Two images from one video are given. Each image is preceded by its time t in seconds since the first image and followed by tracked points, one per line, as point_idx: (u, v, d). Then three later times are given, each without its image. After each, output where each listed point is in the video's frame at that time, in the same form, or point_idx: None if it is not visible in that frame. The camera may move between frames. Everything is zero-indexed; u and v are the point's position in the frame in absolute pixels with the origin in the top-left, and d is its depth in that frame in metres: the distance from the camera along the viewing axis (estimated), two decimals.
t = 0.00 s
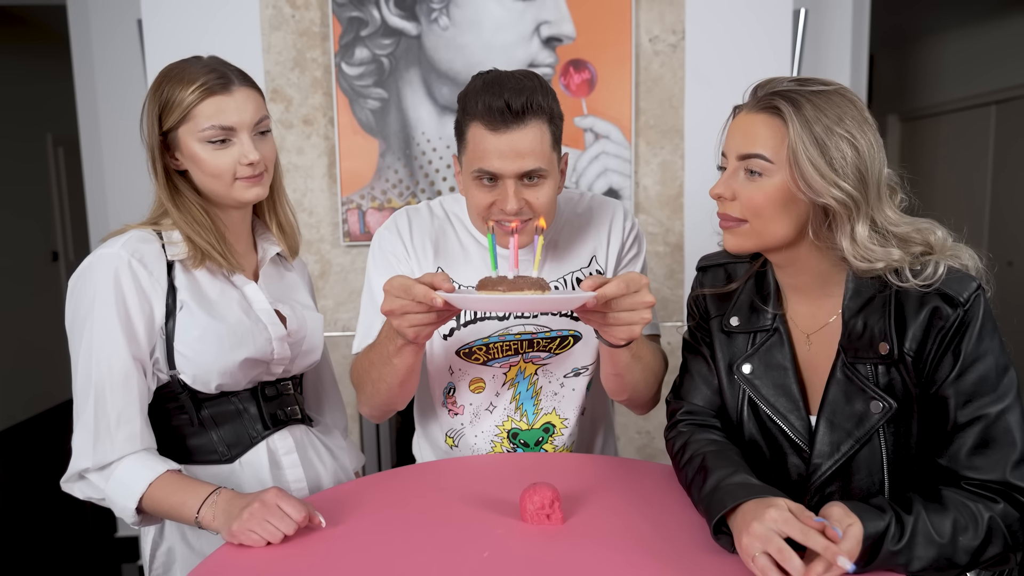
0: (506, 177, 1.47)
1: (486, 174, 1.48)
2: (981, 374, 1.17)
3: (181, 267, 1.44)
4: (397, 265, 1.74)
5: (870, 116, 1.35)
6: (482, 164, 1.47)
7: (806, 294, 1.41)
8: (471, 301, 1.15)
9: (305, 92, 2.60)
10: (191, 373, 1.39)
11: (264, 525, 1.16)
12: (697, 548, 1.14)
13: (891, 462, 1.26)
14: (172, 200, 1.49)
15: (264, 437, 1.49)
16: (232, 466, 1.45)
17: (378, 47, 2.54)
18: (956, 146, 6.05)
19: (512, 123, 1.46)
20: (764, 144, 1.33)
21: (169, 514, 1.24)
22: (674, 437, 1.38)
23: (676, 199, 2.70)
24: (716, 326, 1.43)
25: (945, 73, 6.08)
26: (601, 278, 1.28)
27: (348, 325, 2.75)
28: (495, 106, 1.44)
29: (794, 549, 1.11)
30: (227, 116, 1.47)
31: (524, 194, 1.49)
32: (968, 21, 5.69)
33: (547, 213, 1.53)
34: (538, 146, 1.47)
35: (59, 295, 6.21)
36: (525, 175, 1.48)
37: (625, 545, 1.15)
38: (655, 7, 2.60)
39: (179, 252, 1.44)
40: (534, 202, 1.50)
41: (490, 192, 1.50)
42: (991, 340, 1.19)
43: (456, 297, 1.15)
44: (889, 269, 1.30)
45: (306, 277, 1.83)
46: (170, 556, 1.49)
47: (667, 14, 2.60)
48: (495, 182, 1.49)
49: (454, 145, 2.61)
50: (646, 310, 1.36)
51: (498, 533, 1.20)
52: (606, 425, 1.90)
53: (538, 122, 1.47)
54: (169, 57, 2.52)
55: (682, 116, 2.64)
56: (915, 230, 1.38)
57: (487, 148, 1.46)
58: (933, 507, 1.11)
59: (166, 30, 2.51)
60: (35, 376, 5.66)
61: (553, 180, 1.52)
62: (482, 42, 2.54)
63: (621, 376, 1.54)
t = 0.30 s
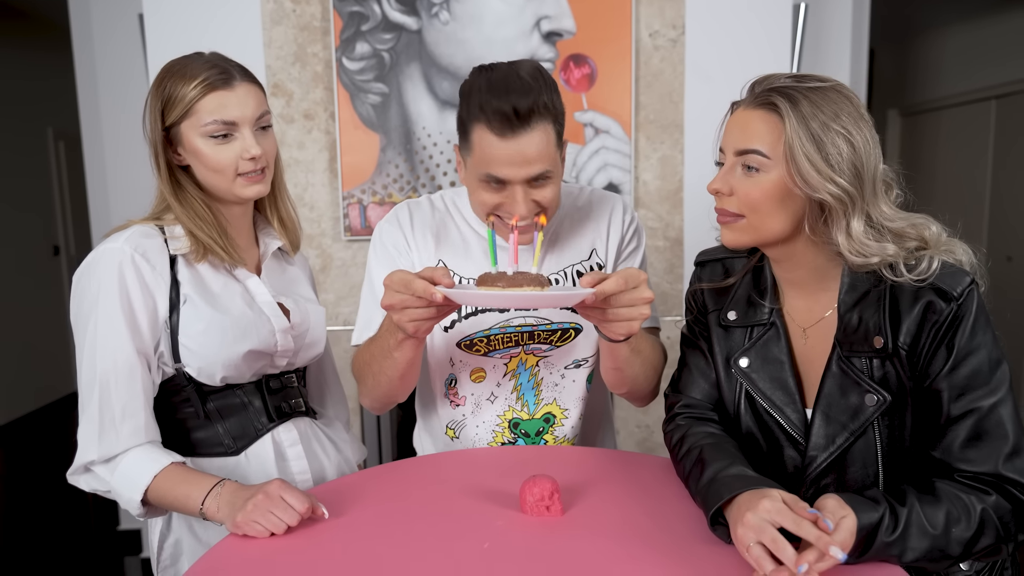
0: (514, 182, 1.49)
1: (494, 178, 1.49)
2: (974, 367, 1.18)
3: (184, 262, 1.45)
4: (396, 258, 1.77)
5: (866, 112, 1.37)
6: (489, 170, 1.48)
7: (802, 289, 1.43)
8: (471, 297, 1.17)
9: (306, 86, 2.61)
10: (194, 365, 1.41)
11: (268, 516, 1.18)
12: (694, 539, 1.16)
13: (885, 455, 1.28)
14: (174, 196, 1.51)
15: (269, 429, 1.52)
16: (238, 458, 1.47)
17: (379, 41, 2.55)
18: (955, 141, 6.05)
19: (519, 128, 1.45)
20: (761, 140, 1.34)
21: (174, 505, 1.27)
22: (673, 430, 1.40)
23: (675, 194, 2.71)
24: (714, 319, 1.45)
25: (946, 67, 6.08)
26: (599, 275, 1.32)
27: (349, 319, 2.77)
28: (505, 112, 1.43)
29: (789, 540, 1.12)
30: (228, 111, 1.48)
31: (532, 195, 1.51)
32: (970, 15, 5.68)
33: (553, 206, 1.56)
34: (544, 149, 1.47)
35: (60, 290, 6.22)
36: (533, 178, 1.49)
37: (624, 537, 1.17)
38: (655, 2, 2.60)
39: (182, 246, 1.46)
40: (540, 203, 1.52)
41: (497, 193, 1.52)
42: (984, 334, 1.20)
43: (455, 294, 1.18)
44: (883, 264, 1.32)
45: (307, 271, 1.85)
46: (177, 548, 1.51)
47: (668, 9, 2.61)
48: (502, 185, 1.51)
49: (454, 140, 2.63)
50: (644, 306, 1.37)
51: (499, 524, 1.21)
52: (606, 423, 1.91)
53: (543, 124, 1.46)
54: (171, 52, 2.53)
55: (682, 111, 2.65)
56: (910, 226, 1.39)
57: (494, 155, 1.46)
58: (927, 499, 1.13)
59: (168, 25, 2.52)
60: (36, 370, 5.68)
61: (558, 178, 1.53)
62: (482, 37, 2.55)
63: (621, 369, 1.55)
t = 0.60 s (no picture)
0: (553, 186, 1.55)
1: (534, 188, 1.54)
2: (965, 377, 1.20)
3: (185, 272, 1.47)
4: (393, 267, 1.79)
5: (857, 125, 1.39)
6: (533, 180, 1.51)
7: (796, 299, 1.44)
8: (463, 305, 1.19)
9: (305, 96, 2.63)
10: (195, 375, 1.42)
11: (265, 526, 1.19)
12: (690, 548, 1.17)
13: (878, 464, 1.29)
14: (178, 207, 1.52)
15: (269, 438, 1.52)
16: (239, 467, 1.48)
17: (377, 51, 2.57)
18: (951, 149, 6.08)
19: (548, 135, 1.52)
20: (754, 152, 1.36)
21: (172, 515, 1.27)
22: (668, 439, 1.41)
23: (672, 203, 2.73)
24: (709, 329, 1.46)
25: (942, 75, 6.11)
26: (592, 281, 1.33)
27: (347, 327, 2.78)
28: (541, 120, 1.49)
29: (783, 549, 1.13)
30: (230, 122, 1.50)
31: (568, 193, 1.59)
32: (965, 23, 5.71)
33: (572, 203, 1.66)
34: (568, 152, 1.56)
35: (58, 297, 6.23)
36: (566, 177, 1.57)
37: (619, 546, 1.18)
38: (651, 12, 2.63)
39: (182, 257, 1.47)
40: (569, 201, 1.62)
41: (534, 200, 1.57)
42: (975, 344, 1.22)
43: (448, 301, 1.19)
44: (875, 274, 1.34)
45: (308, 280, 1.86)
46: (177, 558, 1.51)
47: (663, 19, 2.63)
48: (539, 193, 1.56)
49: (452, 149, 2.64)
50: (638, 311, 1.40)
51: (495, 534, 1.22)
52: (603, 429, 1.92)
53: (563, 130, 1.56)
54: (170, 62, 2.54)
55: (678, 120, 2.67)
56: (901, 237, 1.41)
57: (538, 163, 1.51)
58: (920, 507, 1.14)
59: (168, 35, 2.54)
60: (33, 378, 5.67)
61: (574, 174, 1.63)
62: (480, 47, 2.57)
63: (616, 375, 1.57)
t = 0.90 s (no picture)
0: (500, 180, 1.53)
1: (480, 175, 1.54)
2: (955, 374, 1.22)
3: (183, 272, 1.48)
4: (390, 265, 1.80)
5: (849, 125, 1.40)
6: (476, 167, 1.52)
7: (788, 298, 1.46)
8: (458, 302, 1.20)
9: (302, 95, 2.63)
10: (193, 374, 1.43)
11: (262, 523, 1.20)
12: (683, 543, 1.19)
13: (869, 460, 1.31)
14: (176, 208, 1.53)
15: (267, 437, 1.53)
16: (237, 465, 1.49)
17: (374, 51, 2.58)
18: (946, 147, 6.10)
19: (507, 130, 1.50)
20: (748, 153, 1.38)
21: (171, 512, 1.28)
22: (662, 436, 1.43)
23: (667, 201, 2.74)
24: (703, 327, 1.48)
25: (937, 73, 6.13)
26: (585, 279, 1.35)
27: (344, 325, 2.79)
28: (493, 113, 1.48)
29: (775, 545, 1.15)
30: (228, 121, 1.51)
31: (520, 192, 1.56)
32: (961, 22, 5.73)
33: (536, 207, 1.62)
34: (532, 150, 1.52)
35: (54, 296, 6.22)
36: (519, 177, 1.54)
37: (614, 542, 1.19)
38: (647, 12, 2.64)
39: (180, 257, 1.47)
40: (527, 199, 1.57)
41: (484, 189, 1.56)
42: (964, 342, 1.23)
43: (443, 300, 1.20)
44: (866, 274, 1.35)
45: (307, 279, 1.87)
46: (174, 556, 1.52)
47: (659, 19, 2.64)
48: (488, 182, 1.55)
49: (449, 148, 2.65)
50: (629, 309, 1.42)
51: (491, 529, 1.24)
52: (598, 427, 1.94)
53: (531, 127, 1.51)
54: (167, 61, 2.55)
55: (674, 119, 2.69)
56: (892, 236, 1.43)
57: (483, 154, 1.50)
58: (909, 503, 1.16)
59: (164, 34, 2.54)
60: (29, 377, 5.67)
61: (543, 178, 1.58)
62: (476, 46, 2.58)
63: (609, 373, 1.58)
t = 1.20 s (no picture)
0: (491, 172, 1.56)
1: (472, 167, 1.57)
2: (951, 372, 1.23)
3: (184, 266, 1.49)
4: (390, 264, 1.82)
5: (846, 126, 1.41)
6: (468, 159, 1.55)
7: (785, 296, 1.47)
8: (456, 299, 1.21)
9: (302, 94, 2.64)
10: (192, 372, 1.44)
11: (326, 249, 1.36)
12: (680, 539, 1.20)
13: (864, 457, 1.32)
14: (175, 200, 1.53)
15: (264, 432, 1.54)
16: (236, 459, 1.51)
17: (374, 49, 2.58)
18: (945, 145, 6.10)
19: (497, 121, 1.53)
20: (745, 153, 1.38)
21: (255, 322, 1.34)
22: (659, 434, 1.44)
23: (666, 200, 2.75)
24: (700, 325, 1.49)
25: (937, 72, 6.13)
26: (580, 277, 1.36)
27: (344, 323, 2.80)
28: (482, 104, 1.51)
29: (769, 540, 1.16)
30: (232, 112, 1.51)
31: (511, 184, 1.59)
32: (961, 21, 5.73)
33: (530, 201, 1.64)
34: (523, 141, 1.54)
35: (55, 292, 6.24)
36: (509, 170, 1.56)
37: (611, 537, 1.20)
38: (646, 11, 2.65)
39: (178, 251, 1.48)
40: (519, 192, 1.60)
41: (476, 181, 1.59)
42: (960, 340, 1.24)
43: (441, 296, 1.21)
44: (863, 273, 1.36)
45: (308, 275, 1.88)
46: (169, 546, 1.54)
47: (658, 18, 2.65)
48: (481, 174, 1.58)
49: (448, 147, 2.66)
50: (624, 307, 1.43)
51: (489, 525, 1.25)
52: (595, 424, 1.95)
53: (521, 118, 1.54)
54: (168, 60, 2.55)
55: (673, 118, 2.69)
56: (889, 236, 1.44)
57: (473, 145, 1.54)
58: (904, 499, 1.17)
59: (164, 33, 2.55)
60: (30, 375, 5.67)
61: (536, 172, 1.60)
62: (475, 45, 2.58)
63: (605, 370, 1.60)
